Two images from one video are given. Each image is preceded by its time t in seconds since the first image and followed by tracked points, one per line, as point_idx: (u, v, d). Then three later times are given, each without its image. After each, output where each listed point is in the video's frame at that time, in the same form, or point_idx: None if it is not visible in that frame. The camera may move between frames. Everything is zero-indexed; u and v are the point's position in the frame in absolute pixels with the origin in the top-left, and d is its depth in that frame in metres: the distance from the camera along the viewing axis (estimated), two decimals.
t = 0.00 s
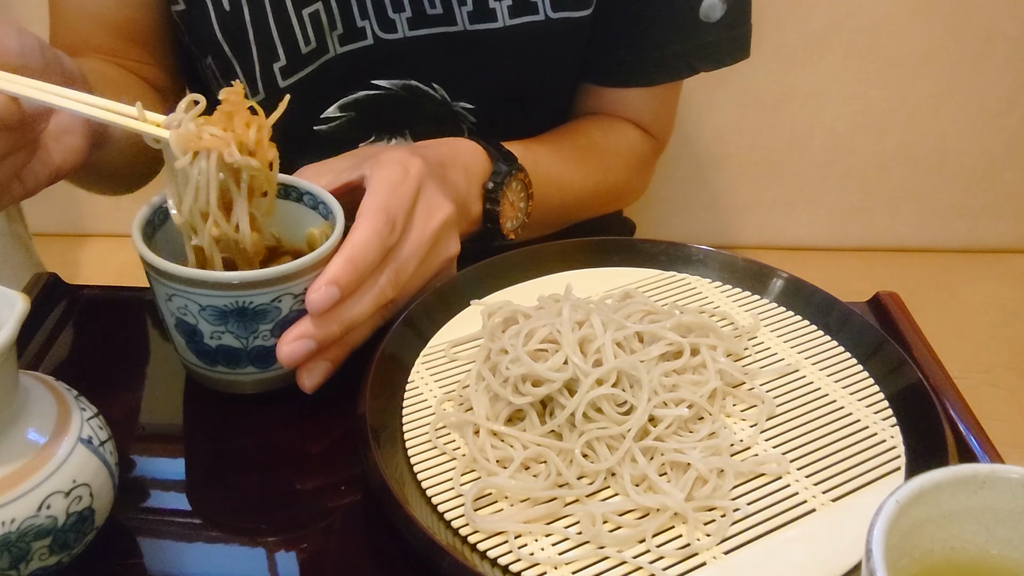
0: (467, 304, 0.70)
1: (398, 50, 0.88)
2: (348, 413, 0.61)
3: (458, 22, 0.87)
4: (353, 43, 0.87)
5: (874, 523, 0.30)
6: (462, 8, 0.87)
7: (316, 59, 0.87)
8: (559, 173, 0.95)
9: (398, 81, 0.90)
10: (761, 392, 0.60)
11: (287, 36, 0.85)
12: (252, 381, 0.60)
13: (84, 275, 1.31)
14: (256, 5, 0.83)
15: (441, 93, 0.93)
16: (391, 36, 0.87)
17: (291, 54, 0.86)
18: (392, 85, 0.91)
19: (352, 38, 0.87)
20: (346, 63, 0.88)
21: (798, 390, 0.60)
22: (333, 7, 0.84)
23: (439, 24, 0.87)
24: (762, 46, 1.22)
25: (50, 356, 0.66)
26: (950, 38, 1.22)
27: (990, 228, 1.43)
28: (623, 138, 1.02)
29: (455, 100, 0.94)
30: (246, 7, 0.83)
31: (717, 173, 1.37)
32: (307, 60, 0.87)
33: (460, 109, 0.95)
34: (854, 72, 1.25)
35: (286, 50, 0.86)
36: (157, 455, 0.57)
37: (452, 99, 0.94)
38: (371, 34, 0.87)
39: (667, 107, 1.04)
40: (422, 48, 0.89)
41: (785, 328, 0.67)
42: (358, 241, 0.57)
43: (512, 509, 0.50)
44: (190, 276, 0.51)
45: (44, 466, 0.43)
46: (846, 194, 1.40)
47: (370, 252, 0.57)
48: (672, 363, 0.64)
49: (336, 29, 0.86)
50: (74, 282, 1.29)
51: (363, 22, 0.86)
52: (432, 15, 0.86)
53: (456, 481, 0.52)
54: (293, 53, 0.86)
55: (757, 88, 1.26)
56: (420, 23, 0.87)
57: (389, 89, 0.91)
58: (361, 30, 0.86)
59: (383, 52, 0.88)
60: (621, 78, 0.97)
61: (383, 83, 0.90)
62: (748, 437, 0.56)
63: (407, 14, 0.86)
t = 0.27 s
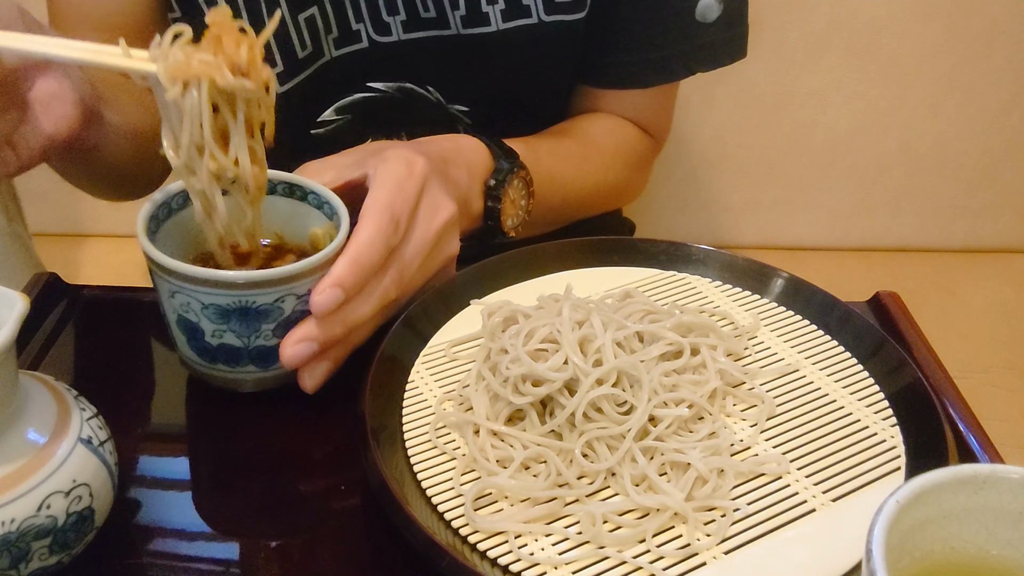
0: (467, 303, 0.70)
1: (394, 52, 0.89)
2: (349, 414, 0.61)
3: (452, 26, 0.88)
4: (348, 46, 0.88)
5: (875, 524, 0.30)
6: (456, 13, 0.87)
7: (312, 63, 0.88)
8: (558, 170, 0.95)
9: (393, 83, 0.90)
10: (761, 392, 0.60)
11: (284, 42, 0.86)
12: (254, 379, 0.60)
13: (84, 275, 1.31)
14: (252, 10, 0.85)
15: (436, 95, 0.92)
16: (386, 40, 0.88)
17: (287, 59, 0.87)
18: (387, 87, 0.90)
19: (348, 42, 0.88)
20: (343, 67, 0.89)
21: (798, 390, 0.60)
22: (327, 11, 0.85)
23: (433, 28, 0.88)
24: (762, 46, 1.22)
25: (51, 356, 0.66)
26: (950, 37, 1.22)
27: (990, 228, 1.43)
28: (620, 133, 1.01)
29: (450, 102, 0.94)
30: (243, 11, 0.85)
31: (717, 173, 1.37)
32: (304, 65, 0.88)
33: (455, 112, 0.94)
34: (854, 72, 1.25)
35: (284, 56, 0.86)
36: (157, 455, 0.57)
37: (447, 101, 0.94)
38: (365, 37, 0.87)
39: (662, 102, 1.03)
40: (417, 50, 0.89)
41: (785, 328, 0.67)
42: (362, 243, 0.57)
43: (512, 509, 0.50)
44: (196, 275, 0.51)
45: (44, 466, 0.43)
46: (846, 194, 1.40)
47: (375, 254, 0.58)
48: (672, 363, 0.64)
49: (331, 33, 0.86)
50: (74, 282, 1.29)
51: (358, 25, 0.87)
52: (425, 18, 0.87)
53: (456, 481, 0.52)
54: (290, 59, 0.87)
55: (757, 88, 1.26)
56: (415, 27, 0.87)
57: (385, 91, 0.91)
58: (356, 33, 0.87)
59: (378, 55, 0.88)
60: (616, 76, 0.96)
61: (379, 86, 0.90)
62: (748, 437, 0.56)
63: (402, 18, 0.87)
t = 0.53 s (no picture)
0: (467, 303, 0.70)
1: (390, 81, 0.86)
2: (349, 413, 0.61)
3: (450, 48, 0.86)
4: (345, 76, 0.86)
5: (874, 524, 0.30)
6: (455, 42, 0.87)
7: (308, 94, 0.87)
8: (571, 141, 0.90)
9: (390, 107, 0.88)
10: (761, 392, 0.60)
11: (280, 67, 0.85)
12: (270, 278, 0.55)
13: (84, 275, 1.31)
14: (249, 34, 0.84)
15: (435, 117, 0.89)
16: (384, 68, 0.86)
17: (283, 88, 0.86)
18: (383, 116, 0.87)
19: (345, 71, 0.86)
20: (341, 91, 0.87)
21: (798, 390, 0.60)
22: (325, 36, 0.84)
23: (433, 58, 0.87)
24: (762, 47, 1.22)
25: (50, 356, 0.66)
26: (950, 38, 1.22)
27: (990, 228, 1.43)
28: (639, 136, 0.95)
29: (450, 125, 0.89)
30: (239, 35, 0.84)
31: (717, 174, 1.37)
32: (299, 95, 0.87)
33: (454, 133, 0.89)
34: (854, 73, 1.25)
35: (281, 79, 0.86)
36: (157, 455, 0.57)
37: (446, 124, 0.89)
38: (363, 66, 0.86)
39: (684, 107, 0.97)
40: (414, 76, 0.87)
41: (785, 328, 0.67)
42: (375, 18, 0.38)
43: (512, 509, 0.50)
44: (180, 141, 0.39)
45: (44, 466, 0.43)
46: (847, 194, 1.40)
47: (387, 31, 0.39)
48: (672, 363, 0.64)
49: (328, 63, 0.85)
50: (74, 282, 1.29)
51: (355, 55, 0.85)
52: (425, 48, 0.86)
53: (456, 481, 0.52)
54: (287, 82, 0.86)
55: (757, 88, 1.26)
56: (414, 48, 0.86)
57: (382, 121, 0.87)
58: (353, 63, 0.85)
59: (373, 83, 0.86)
60: (644, 90, 0.90)
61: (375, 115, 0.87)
62: (748, 437, 0.56)
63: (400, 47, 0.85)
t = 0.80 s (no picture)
0: (467, 304, 0.70)
1: (401, 97, 0.84)
2: (349, 414, 0.61)
3: (463, 70, 0.84)
4: (354, 93, 0.83)
5: (875, 524, 0.30)
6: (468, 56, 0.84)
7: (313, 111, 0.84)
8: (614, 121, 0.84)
9: (401, 129, 0.85)
10: (761, 392, 0.60)
11: (285, 88, 0.83)
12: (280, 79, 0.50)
13: (84, 275, 1.31)
14: (253, 53, 0.82)
15: (447, 136, 0.86)
16: (393, 85, 0.83)
17: (287, 104, 0.84)
18: (394, 135, 0.85)
19: (353, 88, 0.83)
20: (347, 117, 0.84)
21: (798, 390, 0.60)
22: (332, 59, 0.82)
23: (444, 72, 0.84)
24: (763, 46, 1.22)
25: (50, 356, 0.66)
26: (951, 38, 1.22)
27: (990, 229, 1.43)
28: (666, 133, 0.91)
29: (462, 139, 0.87)
30: (243, 52, 0.82)
31: (718, 174, 1.37)
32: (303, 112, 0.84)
33: (467, 146, 0.87)
34: (855, 72, 1.25)
35: (284, 100, 0.84)
36: (156, 455, 0.57)
37: (459, 138, 0.87)
38: (372, 83, 0.83)
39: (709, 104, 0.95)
40: (429, 92, 0.84)
41: (785, 328, 0.67)
42: None
43: (512, 509, 0.50)
44: None
45: (44, 466, 0.43)
46: (847, 194, 1.40)
47: None
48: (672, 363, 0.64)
49: (336, 80, 0.83)
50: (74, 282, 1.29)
51: (364, 70, 0.83)
52: (435, 63, 0.83)
53: (456, 481, 0.52)
54: (291, 104, 0.84)
55: (758, 88, 1.26)
56: (424, 71, 0.84)
57: (392, 139, 0.85)
58: (362, 80, 0.83)
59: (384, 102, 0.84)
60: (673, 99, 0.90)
61: (386, 134, 0.85)
62: (748, 437, 0.56)
63: (411, 63, 0.83)
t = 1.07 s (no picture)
0: (467, 303, 0.70)
1: (408, 97, 0.84)
2: (348, 413, 0.61)
3: (470, 64, 0.84)
4: (360, 95, 0.84)
5: (875, 524, 0.30)
6: (475, 48, 0.83)
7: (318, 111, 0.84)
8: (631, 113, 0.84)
9: (410, 133, 0.85)
10: (761, 392, 0.60)
11: (288, 86, 0.83)
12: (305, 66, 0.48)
13: (84, 275, 1.31)
14: (258, 52, 0.82)
15: (456, 135, 0.86)
16: (399, 86, 0.83)
17: (291, 102, 0.84)
18: (404, 137, 0.85)
19: (359, 90, 0.83)
20: (352, 117, 0.84)
21: (798, 390, 0.60)
22: (336, 58, 0.82)
23: (451, 68, 0.84)
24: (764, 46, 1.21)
25: (50, 355, 0.66)
26: (951, 38, 1.22)
27: (990, 229, 1.43)
28: (683, 123, 0.90)
29: (471, 137, 0.87)
30: (247, 49, 0.82)
31: (718, 173, 1.36)
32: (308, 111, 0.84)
33: (476, 143, 0.87)
34: (855, 72, 1.25)
35: (287, 98, 0.84)
36: (157, 455, 0.57)
37: (467, 136, 0.87)
38: (379, 85, 0.83)
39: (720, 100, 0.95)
40: (434, 92, 0.84)
41: (785, 328, 0.67)
42: None
43: (512, 509, 0.50)
44: None
45: (44, 466, 0.43)
46: (847, 194, 1.40)
47: None
48: (672, 363, 0.64)
49: (341, 81, 0.83)
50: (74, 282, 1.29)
51: (370, 73, 0.83)
52: (443, 58, 0.83)
53: (456, 481, 0.52)
54: (294, 103, 0.84)
55: (757, 88, 1.26)
56: (431, 69, 0.83)
57: (400, 142, 0.85)
58: (368, 82, 0.83)
59: (390, 103, 0.84)
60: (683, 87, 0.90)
61: (394, 138, 0.85)
62: (748, 437, 0.56)
63: (417, 61, 0.83)
